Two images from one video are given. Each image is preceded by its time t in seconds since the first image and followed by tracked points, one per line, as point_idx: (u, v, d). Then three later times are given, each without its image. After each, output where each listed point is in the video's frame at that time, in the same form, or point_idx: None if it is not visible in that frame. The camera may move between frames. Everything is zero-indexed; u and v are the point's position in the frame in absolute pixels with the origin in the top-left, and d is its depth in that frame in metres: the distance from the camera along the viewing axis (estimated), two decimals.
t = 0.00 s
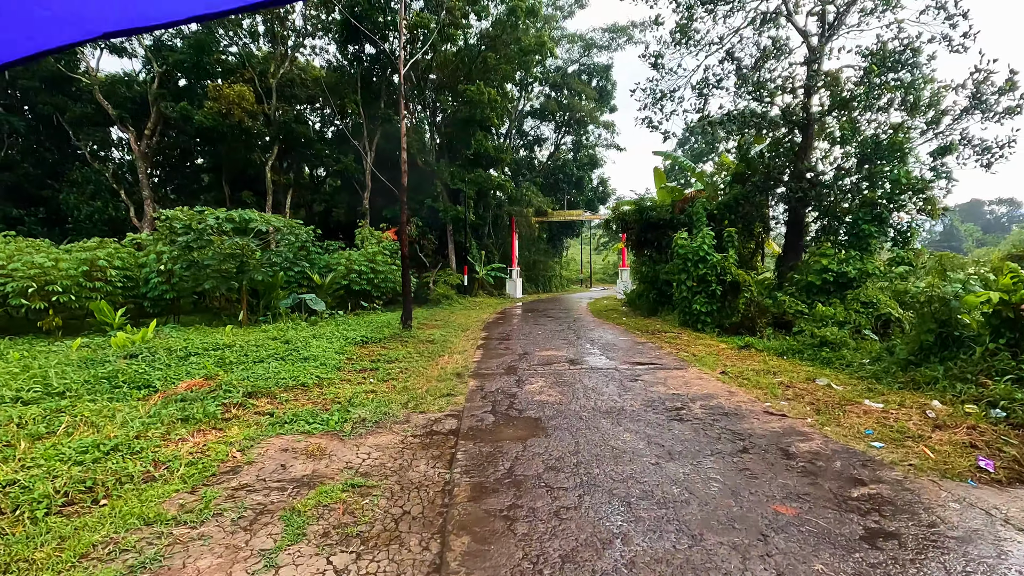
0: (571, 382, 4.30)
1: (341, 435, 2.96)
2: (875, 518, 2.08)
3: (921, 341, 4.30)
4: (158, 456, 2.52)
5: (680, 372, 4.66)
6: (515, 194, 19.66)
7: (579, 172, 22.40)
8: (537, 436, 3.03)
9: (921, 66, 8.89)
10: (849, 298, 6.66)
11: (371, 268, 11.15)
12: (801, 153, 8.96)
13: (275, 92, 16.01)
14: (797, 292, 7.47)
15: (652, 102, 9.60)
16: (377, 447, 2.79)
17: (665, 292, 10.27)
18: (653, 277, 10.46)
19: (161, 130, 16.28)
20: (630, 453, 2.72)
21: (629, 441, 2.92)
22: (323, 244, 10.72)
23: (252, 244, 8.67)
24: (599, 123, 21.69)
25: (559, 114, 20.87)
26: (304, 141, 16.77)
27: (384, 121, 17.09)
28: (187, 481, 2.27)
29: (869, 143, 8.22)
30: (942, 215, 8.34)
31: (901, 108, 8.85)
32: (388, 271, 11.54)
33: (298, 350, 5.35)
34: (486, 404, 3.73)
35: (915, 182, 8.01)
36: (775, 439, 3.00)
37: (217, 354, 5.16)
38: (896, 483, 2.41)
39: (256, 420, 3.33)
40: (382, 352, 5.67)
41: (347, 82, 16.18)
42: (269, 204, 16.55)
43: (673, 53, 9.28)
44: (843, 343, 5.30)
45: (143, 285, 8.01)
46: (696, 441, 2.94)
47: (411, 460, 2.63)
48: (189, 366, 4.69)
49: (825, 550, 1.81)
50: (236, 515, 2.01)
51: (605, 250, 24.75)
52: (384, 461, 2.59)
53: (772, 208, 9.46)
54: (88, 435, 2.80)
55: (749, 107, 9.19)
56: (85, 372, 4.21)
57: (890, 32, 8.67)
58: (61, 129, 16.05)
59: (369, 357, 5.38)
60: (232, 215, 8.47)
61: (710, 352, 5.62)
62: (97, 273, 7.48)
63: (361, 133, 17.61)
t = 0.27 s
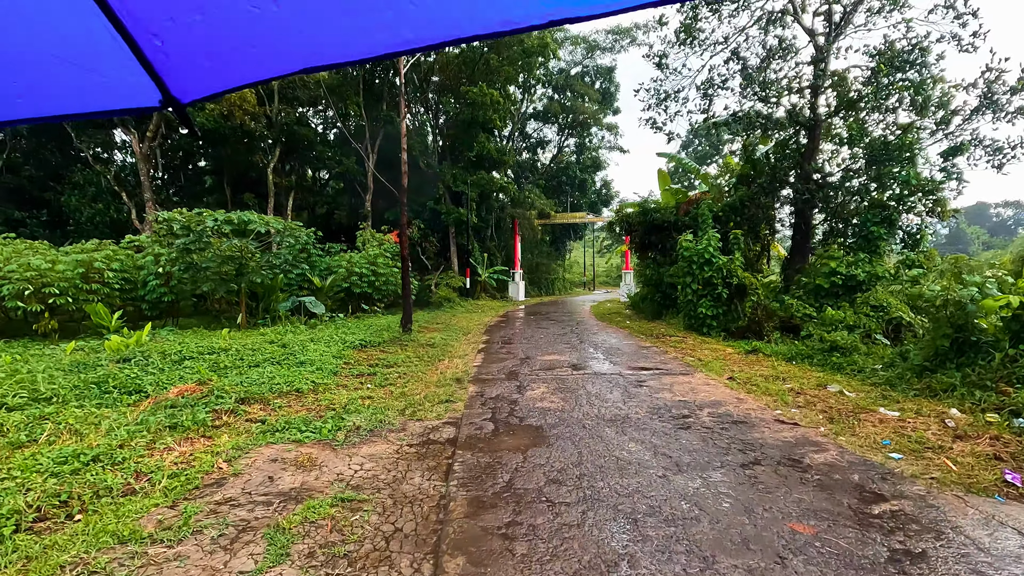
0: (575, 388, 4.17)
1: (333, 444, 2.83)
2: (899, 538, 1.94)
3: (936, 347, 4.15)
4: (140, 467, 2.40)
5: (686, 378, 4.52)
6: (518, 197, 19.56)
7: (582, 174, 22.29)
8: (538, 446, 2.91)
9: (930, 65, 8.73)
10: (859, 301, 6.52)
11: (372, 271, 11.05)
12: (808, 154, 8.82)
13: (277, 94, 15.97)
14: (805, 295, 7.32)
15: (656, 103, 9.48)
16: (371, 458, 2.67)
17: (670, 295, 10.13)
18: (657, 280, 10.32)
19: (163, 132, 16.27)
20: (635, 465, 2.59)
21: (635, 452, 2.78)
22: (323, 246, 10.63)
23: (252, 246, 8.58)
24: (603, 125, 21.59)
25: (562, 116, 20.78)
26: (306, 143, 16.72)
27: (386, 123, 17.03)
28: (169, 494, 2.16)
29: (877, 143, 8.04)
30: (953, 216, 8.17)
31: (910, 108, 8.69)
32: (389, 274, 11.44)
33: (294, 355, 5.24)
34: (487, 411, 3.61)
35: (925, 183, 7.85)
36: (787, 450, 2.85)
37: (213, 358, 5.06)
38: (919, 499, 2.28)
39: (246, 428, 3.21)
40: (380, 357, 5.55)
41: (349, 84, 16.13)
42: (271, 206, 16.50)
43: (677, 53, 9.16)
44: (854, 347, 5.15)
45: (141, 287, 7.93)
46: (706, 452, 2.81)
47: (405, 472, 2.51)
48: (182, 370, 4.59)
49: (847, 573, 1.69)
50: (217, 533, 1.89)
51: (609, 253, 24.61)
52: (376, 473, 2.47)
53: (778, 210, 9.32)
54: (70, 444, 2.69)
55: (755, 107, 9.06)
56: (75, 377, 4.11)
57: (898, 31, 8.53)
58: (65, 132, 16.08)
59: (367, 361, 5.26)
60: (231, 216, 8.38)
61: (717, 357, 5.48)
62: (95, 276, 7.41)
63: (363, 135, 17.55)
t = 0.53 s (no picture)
0: (582, 396, 4.00)
1: (328, 457, 2.69)
2: (940, 568, 1.77)
3: (961, 353, 3.96)
4: (123, 482, 2.27)
5: (698, 385, 4.35)
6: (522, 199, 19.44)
7: (587, 177, 22.15)
8: (544, 459, 2.75)
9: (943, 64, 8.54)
10: (873, 305, 6.31)
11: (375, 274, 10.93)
12: (819, 155, 8.64)
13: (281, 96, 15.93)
14: (817, 299, 7.13)
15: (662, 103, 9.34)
16: (367, 473, 2.52)
17: (677, 299, 9.96)
18: (664, 284, 10.14)
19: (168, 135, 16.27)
20: (647, 481, 2.43)
21: (646, 467, 2.62)
22: (326, 249, 10.53)
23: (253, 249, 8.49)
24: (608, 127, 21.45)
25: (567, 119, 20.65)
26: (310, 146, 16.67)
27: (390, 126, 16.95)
28: (149, 513, 2.02)
29: (890, 142, 7.84)
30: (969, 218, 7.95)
31: (924, 108, 8.49)
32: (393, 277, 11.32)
33: (293, 361, 5.11)
34: (489, 421, 3.44)
35: (940, 184, 7.64)
36: (809, 465, 2.68)
37: (210, 363, 4.94)
38: (956, 521, 2.10)
39: (239, 438, 3.07)
40: (382, 362, 5.41)
41: (352, 87, 16.08)
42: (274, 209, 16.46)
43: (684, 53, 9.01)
44: (871, 354, 4.95)
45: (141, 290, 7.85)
46: (721, 467, 2.64)
47: (403, 488, 2.36)
48: (177, 377, 4.47)
49: None
50: (196, 558, 1.74)
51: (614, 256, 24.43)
52: (372, 490, 2.32)
53: (788, 212, 9.13)
54: (52, 456, 2.56)
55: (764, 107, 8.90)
56: (67, 384, 3.99)
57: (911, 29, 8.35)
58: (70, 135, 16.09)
59: (368, 367, 5.12)
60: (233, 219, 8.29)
61: (728, 363, 5.31)
62: (94, 279, 7.33)
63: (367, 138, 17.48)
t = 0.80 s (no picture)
0: (590, 406, 3.83)
1: (322, 473, 2.55)
2: None
3: (987, 362, 3.76)
4: (103, 501, 2.14)
5: (710, 394, 4.18)
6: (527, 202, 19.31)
7: (593, 179, 22.00)
8: (549, 475, 2.60)
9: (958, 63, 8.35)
10: (888, 310, 6.10)
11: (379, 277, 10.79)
12: (830, 156, 8.45)
13: (285, 98, 15.87)
14: (830, 304, 6.94)
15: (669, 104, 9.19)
16: (363, 490, 2.38)
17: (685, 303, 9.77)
18: (672, 288, 9.96)
19: (172, 138, 16.27)
20: (661, 501, 2.27)
21: (659, 484, 2.46)
22: (329, 252, 10.42)
23: (255, 252, 8.39)
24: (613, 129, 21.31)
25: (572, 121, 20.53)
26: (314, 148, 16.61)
27: (395, 128, 16.87)
28: (129, 537, 1.89)
29: (904, 143, 7.64)
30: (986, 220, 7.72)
31: (938, 108, 8.29)
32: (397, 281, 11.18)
33: (293, 367, 4.99)
34: (493, 432, 3.29)
35: (957, 186, 7.41)
36: (832, 483, 2.51)
37: (207, 369, 4.83)
38: (1002, 552, 1.92)
39: (230, 450, 2.94)
40: (383, 368, 5.29)
41: (357, 89, 16.03)
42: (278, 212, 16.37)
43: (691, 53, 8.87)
44: (889, 361, 4.76)
45: (142, 294, 7.78)
46: (739, 485, 2.48)
47: (400, 508, 2.22)
48: (173, 383, 4.36)
49: None
50: None
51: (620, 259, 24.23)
52: (367, 511, 2.18)
53: (798, 214, 8.95)
54: (32, 471, 2.43)
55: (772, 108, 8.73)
56: (58, 391, 3.89)
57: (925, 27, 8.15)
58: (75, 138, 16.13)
59: (369, 374, 4.98)
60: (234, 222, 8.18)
61: (740, 371, 5.12)
62: (94, 282, 7.26)
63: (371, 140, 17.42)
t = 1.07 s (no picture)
0: (596, 416, 3.67)
1: (314, 487, 2.41)
2: None
3: (1013, 370, 3.58)
4: (78, 518, 2.02)
5: (721, 403, 4.01)
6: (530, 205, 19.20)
7: (597, 182, 21.88)
8: (554, 490, 2.45)
9: (970, 63, 8.18)
10: (902, 315, 5.91)
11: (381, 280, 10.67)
12: (839, 158, 8.29)
13: (288, 101, 15.83)
14: (841, 308, 6.76)
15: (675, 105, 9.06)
16: (355, 507, 2.23)
17: (691, 308, 9.60)
18: (678, 292, 9.80)
19: (176, 141, 16.26)
20: (674, 521, 2.12)
21: (671, 502, 2.31)
22: (330, 255, 10.32)
23: (255, 255, 8.29)
24: (618, 132, 21.20)
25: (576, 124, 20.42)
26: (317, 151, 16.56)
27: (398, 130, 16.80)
28: (101, 560, 1.76)
29: (916, 143, 7.46)
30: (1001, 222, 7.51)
31: (950, 109, 8.11)
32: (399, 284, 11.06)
33: (290, 372, 4.87)
34: (495, 443, 3.14)
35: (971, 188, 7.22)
36: (857, 501, 2.34)
37: (202, 375, 4.72)
38: None
39: (220, 462, 2.81)
40: (383, 374, 5.15)
41: (360, 91, 15.97)
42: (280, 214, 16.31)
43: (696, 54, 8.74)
44: (906, 368, 4.56)
45: (140, 297, 7.68)
46: (758, 503, 2.32)
47: (395, 527, 2.07)
48: (167, 390, 4.25)
49: None
50: None
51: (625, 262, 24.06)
52: (359, 531, 2.03)
53: (806, 217, 8.78)
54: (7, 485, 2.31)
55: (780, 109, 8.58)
56: (47, 397, 3.78)
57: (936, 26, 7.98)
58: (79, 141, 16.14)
59: (368, 380, 4.85)
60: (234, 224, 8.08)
61: (750, 378, 4.95)
62: (92, 285, 7.17)
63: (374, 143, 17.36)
